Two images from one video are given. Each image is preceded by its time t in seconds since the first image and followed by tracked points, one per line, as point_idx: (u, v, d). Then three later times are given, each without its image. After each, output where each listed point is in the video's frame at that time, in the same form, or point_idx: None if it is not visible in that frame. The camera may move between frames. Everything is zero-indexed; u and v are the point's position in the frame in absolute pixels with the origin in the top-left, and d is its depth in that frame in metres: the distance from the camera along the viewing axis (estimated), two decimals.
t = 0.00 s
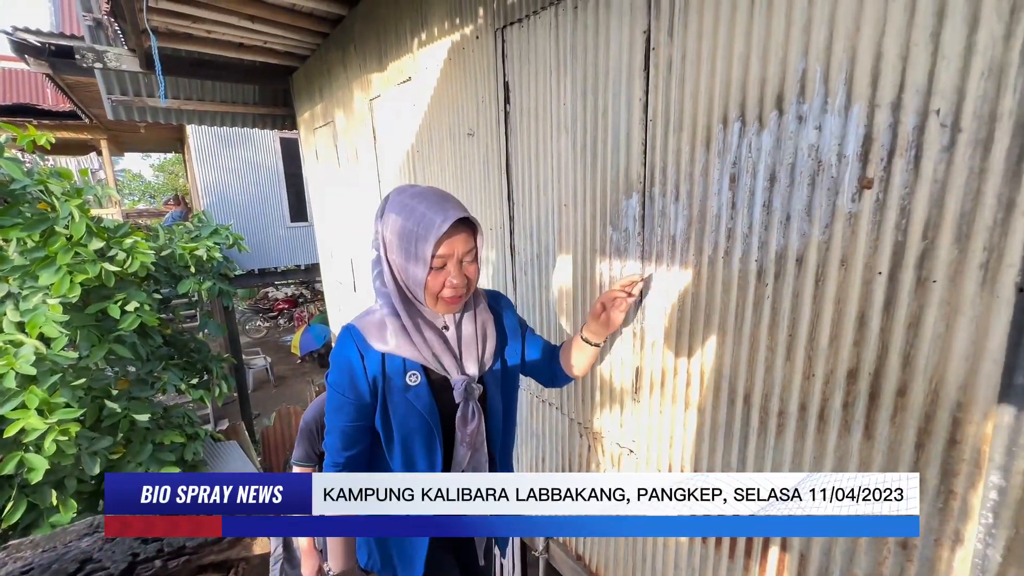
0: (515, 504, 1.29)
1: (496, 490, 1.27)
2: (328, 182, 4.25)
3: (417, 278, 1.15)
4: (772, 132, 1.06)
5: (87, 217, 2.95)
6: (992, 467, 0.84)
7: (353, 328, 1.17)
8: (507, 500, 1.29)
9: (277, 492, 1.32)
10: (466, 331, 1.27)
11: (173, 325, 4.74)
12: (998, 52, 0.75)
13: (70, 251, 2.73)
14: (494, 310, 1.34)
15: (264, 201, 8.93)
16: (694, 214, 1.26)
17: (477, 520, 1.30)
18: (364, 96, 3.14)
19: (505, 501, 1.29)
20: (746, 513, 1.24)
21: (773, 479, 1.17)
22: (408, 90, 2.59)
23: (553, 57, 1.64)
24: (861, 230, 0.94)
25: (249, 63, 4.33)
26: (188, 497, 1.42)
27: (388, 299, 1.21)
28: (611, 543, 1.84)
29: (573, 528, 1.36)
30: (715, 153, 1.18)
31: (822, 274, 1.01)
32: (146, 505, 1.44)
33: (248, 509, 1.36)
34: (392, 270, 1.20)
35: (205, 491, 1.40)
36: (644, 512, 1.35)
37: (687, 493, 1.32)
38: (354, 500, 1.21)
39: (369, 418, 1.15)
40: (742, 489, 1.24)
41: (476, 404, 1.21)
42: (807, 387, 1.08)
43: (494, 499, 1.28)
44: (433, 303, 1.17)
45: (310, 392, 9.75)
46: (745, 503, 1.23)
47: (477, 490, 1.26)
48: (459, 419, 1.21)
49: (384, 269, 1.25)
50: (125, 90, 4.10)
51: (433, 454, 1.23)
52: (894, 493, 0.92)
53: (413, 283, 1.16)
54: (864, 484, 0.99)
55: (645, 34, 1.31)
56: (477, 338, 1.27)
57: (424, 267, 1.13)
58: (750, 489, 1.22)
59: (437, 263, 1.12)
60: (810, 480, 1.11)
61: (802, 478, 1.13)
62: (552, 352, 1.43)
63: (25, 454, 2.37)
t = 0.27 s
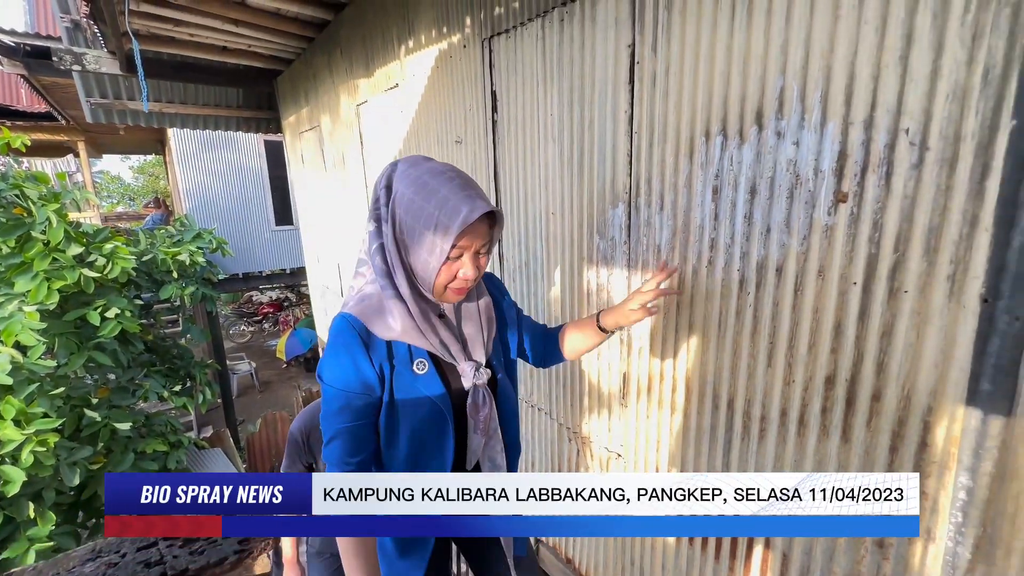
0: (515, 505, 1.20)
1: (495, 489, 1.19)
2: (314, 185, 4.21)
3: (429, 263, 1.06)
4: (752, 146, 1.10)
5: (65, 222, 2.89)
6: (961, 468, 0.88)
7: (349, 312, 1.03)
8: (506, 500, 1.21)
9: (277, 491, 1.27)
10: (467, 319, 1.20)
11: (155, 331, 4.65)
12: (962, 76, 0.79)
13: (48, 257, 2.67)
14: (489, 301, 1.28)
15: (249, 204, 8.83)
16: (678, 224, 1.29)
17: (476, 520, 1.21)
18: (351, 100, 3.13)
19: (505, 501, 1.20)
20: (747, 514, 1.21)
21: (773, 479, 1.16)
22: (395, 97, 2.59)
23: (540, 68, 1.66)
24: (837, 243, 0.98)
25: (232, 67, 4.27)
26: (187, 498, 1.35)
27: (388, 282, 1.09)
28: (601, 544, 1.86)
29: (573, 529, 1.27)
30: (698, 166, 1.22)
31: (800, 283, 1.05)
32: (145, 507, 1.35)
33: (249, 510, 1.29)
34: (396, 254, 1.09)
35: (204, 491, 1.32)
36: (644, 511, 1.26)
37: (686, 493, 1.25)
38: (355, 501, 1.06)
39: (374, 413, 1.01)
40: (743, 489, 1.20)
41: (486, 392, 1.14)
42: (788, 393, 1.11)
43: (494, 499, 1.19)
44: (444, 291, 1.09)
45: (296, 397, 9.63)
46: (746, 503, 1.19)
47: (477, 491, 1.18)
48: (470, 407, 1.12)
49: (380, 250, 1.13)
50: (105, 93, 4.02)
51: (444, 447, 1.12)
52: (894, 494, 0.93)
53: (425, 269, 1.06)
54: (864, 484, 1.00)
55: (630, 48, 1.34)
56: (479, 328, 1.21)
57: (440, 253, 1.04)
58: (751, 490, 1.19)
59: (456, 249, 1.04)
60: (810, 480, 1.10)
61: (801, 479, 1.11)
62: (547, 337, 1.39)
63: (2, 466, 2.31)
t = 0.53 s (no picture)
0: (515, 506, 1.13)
1: (495, 488, 1.12)
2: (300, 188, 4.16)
3: (483, 275, 1.01)
4: (734, 159, 1.12)
5: (40, 228, 2.81)
6: (935, 471, 0.91)
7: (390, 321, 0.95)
8: (506, 500, 1.14)
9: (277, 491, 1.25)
10: (503, 327, 1.16)
11: (135, 338, 4.55)
12: (932, 96, 0.82)
13: (22, 264, 2.60)
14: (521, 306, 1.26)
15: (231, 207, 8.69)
16: (664, 233, 1.31)
17: (476, 520, 1.14)
18: (337, 106, 3.11)
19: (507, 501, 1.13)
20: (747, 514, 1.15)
21: (773, 479, 1.12)
22: (381, 102, 2.59)
23: (527, 78, 1.68)
24: (816, 254, 1.01)
25: (211, 69, 4.17)
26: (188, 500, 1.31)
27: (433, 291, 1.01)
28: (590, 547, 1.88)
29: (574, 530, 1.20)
30: (682, 177, 1.24)
31: (782, 291, 1.08)
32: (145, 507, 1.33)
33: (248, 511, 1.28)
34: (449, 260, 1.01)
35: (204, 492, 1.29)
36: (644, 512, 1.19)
37: (686, 493, 1.18)
38: (354, 499, 1.02)
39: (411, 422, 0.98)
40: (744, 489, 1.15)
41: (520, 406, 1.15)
42: (770, 398, 1.14)
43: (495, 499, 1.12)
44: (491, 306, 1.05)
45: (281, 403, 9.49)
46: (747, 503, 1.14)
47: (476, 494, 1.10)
48: (502, 427, 1.12)
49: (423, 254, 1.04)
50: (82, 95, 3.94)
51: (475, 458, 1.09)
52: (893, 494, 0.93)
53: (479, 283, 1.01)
54: (864, 484, 0.99)
55: (615, 61, 1.36)
56: (516, 335, 1.19)
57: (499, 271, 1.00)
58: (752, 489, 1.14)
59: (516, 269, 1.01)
60: (809, 481, 1.07)
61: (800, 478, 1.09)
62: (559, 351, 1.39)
63: None
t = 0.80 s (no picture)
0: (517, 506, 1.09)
1: (495, 488, 1.06)
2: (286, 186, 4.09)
3: (547, 219, 0.95)
4: (716, 162, 1.15)
5: (11, 230, 2.72)
6: (908, 464, 0.95)
7: (442, 256, 0.90)
8: (506, 500, 1.08)
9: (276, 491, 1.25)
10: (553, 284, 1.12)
11: (112, 342, 4.44)
12: (902, 103, 0.85)
13: None
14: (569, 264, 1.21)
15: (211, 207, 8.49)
16: (648, 234, 1.34)
17: (476, 520, 1.10)
18: (320, 106, 3.08)
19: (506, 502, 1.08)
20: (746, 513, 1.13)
21: (773, 479, 1.09)
22: (366, 102, 2.57)
23: (512, 80, 1.68)
24: (794, 255, 1.04)
25: (192, 68, 4.12)
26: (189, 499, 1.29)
27: (487, 232, 0.96)
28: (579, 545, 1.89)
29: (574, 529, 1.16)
30: (665, 179, 1.26)
31: (762, 291, 1.11)
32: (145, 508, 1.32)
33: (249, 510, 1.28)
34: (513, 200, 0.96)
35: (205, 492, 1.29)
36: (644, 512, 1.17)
37: (686, 493, 1.16)
38: (351, 500, 1.11)
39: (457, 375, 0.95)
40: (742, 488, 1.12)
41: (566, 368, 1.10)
42: (752, 396, 1.17)
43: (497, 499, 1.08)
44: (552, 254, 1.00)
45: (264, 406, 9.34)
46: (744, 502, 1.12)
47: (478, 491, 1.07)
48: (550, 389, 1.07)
49: (481, 192, 0.99)
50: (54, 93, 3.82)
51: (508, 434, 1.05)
52: (895, 494, 0.93)
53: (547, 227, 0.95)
54: (866, 484, 0.98)
55: (599, 64, 1.37)
56: (563, 293, 1.14)
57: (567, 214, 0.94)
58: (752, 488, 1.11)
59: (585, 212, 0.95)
60: (809, 480, 1.05)
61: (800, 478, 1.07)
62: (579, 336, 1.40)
63: None
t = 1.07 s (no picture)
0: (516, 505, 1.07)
1: (494, 488, 1.07)
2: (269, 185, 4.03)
3: (578, 191, 0.95)
4: (701, 165, 1.17)
5: None
6: (887, 459, 0.98)
7: (465, 225, 0.93)
8: (507, 500, 1.08)
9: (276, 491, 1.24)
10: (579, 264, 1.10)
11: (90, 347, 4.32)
12: (879, 110, 0.88)
13: None
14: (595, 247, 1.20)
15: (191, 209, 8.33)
16: (635, 236, 1.36)
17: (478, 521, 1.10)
18: (304, 106, 3.05)
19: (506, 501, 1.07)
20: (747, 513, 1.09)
21: (773, 478, 1.06)
22: (351, 103, 2.55)
23: (499, 82, 1.69)
24: (776, 256, 1.07)
25: (172, 67, 4.04)
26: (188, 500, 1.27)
27: (513, 202, 0.97)
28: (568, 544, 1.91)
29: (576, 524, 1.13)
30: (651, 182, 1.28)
31: (746, 292, 1.13)
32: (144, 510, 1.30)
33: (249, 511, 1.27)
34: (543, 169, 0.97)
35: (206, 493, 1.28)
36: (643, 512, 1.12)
37: (687, 492, 1.10)
38: (353, 499, 1.10)
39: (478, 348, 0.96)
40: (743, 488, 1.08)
41: (591, 352, 1.05)
42: (737, 394, 1.19)
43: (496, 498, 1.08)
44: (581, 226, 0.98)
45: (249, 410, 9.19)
46: (745, 502, 1.08)
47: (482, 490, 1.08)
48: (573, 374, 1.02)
49: (510, 164, 1.01)
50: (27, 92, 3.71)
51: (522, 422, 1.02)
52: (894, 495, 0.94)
53: (577, 197, 0.95)
54: (865, 484, 0.97)
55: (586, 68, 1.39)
56: (589, 273, 1.12)
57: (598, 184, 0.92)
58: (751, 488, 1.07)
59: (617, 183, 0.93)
60: (808, 479, 1.03)
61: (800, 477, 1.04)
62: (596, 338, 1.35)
63: None
